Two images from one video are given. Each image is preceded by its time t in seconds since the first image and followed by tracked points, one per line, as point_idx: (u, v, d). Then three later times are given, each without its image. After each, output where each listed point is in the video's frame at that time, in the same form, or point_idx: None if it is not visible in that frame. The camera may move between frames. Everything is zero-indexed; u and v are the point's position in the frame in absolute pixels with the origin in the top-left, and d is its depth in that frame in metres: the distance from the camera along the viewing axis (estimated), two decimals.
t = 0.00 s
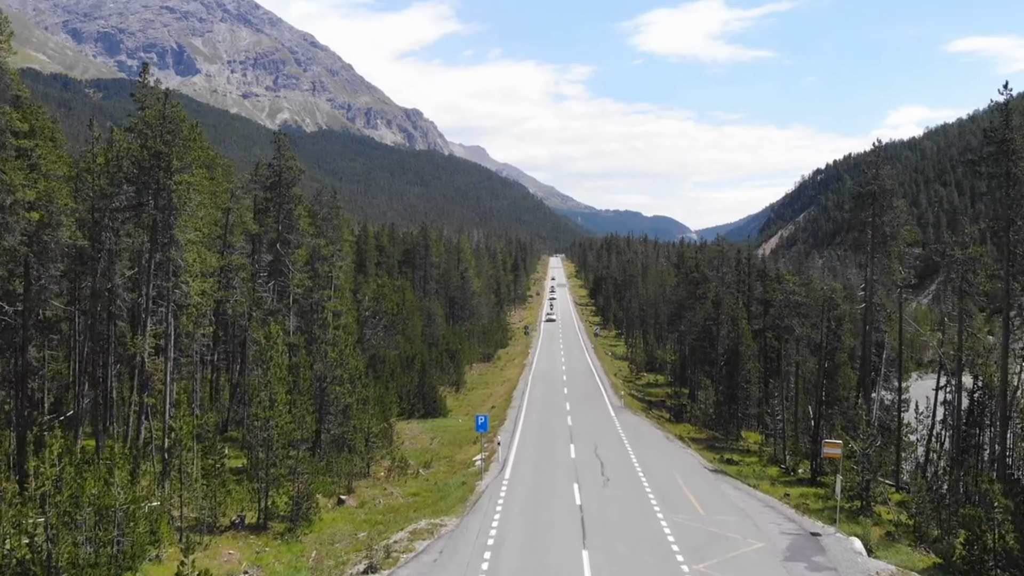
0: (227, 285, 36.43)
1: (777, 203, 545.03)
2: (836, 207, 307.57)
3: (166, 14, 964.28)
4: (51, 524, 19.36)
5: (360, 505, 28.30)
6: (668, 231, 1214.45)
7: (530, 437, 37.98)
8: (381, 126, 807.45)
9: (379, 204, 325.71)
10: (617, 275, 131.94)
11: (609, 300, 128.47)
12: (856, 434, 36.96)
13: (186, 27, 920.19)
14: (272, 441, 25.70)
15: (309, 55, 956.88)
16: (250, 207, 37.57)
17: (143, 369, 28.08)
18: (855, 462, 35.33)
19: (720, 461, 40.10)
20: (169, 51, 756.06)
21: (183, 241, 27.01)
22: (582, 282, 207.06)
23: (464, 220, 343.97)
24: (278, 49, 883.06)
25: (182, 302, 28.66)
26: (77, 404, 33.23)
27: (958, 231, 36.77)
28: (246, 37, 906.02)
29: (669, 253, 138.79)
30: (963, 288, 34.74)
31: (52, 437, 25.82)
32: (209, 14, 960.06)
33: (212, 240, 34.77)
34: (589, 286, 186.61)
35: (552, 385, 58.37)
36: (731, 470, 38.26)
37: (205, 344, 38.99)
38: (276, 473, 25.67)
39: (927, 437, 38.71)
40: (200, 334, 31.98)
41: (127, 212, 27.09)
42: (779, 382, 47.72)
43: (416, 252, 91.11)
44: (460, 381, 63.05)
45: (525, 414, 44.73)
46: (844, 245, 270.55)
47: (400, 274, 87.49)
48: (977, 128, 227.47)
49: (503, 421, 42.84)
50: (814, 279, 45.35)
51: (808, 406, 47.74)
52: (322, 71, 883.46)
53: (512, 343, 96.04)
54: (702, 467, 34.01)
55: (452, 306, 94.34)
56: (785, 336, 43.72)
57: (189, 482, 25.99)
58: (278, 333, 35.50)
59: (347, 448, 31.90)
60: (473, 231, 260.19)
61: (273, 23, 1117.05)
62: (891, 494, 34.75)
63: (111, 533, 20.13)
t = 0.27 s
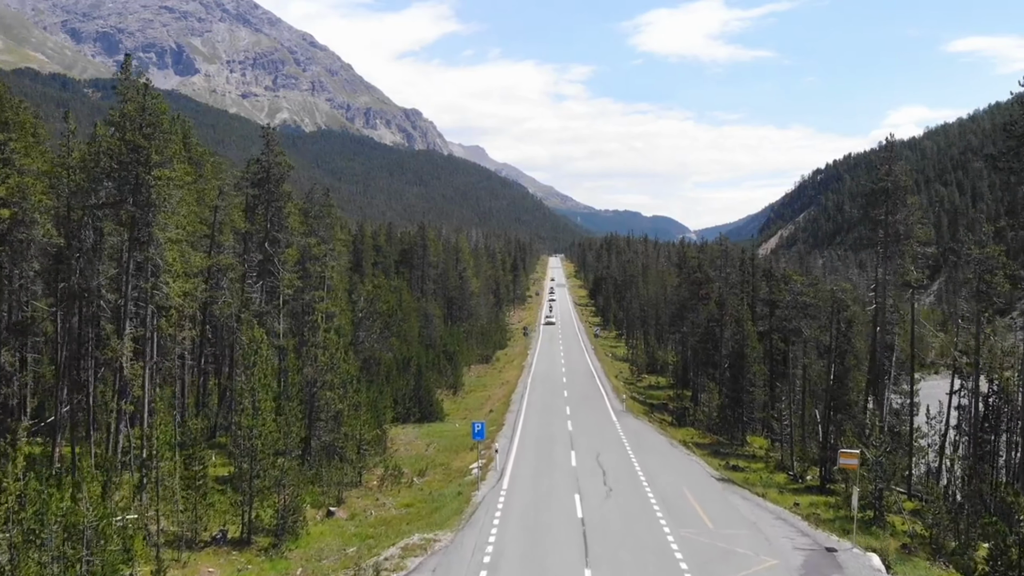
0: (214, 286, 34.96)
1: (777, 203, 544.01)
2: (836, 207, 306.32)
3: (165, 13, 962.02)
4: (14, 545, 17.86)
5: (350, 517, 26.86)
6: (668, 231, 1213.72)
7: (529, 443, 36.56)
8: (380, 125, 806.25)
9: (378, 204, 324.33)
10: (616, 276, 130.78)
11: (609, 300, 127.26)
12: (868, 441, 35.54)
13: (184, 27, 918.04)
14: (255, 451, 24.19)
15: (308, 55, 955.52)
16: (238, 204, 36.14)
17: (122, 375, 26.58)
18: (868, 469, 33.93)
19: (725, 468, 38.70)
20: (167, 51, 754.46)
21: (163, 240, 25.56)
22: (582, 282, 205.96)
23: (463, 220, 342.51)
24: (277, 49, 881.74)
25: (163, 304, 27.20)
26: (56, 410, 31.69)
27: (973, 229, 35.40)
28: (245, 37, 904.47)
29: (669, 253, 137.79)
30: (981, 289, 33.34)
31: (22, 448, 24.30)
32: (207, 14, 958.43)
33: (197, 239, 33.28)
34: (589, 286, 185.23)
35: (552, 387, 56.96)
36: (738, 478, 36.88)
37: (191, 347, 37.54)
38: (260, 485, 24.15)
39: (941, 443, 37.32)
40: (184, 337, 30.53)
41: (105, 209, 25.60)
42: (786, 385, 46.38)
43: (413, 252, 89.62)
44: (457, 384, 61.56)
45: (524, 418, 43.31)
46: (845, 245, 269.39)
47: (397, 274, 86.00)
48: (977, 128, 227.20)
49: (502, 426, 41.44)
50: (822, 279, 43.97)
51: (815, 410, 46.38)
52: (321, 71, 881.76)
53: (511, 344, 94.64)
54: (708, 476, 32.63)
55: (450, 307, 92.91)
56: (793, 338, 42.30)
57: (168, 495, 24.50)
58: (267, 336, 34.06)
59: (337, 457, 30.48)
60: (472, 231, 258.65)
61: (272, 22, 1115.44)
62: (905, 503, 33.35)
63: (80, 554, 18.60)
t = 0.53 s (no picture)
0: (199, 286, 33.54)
1: (776, 203, 543.14)
2: (836, 207, 305.18)
3: (163, 13, 959.55)
4: None
5: (339, 531, 25.45)
6: (667, 231, 1213.61)
7: (527, 450, 35.19)
8: (379, 126, 805.16)
9: (378, 204, 323.04)
10: (616, 275, 129.83)
11: (609, 300, 126.21)
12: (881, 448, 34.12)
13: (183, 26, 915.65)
14: (238, 462, 22.81)
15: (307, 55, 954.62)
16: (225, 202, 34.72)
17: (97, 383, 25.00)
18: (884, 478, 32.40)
19: (731, 475, 37.38)
20: (166, 52, 753.58)
21: (139, 241, 24.08)
22: (581, 282, 205.07)
23: (462, 220, 340.98)
24: (276, 49, 880.83)
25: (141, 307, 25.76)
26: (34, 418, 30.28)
27: (991, 228, 34.03)
28: (244, 37, 903.93)
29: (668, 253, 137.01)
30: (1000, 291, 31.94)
31: None
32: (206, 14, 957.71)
33: (181, 238, 31.87)
34: (588, 287, 183.79)
35: (552, 390, 55.63)
36: (745, 485, 35.59)
37: (176, 350, 36.11)
38: (242, 498, 22.76)
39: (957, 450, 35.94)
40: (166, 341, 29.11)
41: (78, 208, 24.14)
42: (793, 389, 45.04)
43: (410, 252, 88.09)
44: (455, 386, 60.27)
45: (523, 423, 42.00)
46: (845, 245, 268.25)
47: (394, 275, 84.48)
48: (977, 128, 227.00)
49: (500, 432, 40.07)
50: (831, 279, 42.60)
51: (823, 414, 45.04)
52: (320, 71, 879.75)
53: (510, 345, 93.39)
54: (715, 484, 31.27)
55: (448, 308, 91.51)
56: (800, 340, 40.99)
57: (144, 509, 23.11)
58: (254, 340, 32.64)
59: (327, 465, 29.12)
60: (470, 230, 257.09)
61: (271, 22, 1114.65)
62: (922, 514, 31.89)
63: None
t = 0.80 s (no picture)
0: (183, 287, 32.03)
1: (773, 204, 545.80)
2: (837, 206, 303.96)
3: (162, 12, 957.52)
4: None
5: (328, 546, 24.06)
6: (667, 231, 1212.61)
7: (527, 458, 33.78)
8: (378, 125, 803.68)
9: (376, 204, 321.51)
10: (616, 275, 128.55)
11: (609, 301, 124.96)
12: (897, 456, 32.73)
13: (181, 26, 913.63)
14: (217, 475, 21.19)
15: (306, 54, 952.77)
16: (211, 199, 33.21)
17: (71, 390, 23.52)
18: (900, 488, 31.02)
19: (738, 483, 36.03)
20: (165, 51, 751.76)
21: (116, 239, 22.72)
22: (581, 283, 203.82)
23: (461, 220, 339.46)
24: (274, 48, 878.48)
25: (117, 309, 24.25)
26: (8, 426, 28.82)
27: (1010, 227, 32.60)
28: (242, 37, 901.78)
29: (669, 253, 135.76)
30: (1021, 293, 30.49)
31: None
32: (204, 13, 955.53)
33: (163, 236, 30.35)
34: (588, 287, 182.35)
35: (552, 393, 54.24)
36: (753, 494, 34.23)
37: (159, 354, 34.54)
38: (223, 513, 21.19)
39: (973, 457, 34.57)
40: (146, 345, 27.61)
41: (49, 204, 22.70)
42: (801, 392, 43.60)
43: (408, 252, 86.59)
44: (453, 389, 58.87)
45: (523, 428, 40.59)
46: (846, 245, 267.02)
47: (391, 275, 82.98)
48: (978, 128, 225.94)
49: (498, 437, 38.60)
50: (840, 279, 41.18)
51: (833, 419, 43.62)
52: (319, 70, 877.74)
53: (509, 346, 92.04)
54: (723, 493, 29.90)
55: (446, 308, 90.06)
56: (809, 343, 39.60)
57: (118, 524, 21.57)
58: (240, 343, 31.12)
59: (316, 475, 27.63)
60: (469, 230, 255.90)
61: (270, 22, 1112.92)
62: (939, 526, 30.52)
63: None
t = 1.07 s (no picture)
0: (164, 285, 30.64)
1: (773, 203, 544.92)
2: (837, 206, 302.99)
3: (161, 12, 956.62)
4: None
5: (315, 563, 22.65)
6: (667, 231, 1211.68)
7: (527, 466, 32.41)
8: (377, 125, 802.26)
9: (375, 203, 320.09)
10: (617, 275, 127.26)
11: (609, 301, 123.68)
12: (911, 464, 31.36)
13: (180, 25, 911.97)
14: (194, 489, 19.83)
15: (305, 54, 951.37)
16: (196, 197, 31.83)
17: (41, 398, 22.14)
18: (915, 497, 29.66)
19: (746, 491, 34.68)
20: (164, 51, 750.29)
21: (85, 236, 20.80)
22: (581, 283, 202.64)
23: (461, 219, 338.29)
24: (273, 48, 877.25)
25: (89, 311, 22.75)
26: None
27: None
28: (241, 36, 900.37)
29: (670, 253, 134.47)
30: None
31: None
32: (203, 13, 953.97)
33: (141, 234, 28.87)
34: (588, 288, 181.20)
35: (552, 396, 52.87)
36: (762, 503, 32.88)
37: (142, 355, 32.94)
38: (200, 530, 19.74)
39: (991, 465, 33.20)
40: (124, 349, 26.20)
41: (16, 200, 21.28)
42: (809, 396, 42.31)
43: (406, 251, 85.06)
44: (451, 391, 57.51)
45: (522, 433, 39.22)
46: (846, 245, 266.05)
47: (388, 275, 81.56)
48: (980, 128, 224.77)
49: (496, 443, 37.24)
50: (850, 280, 39.87)
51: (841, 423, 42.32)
52: (318, 70, 876.47)
53: (508, 347, 90.71)
54: (732, 504, 28.55)
55: (444, 309, 88.69)
56: (819, 345, 38.23)
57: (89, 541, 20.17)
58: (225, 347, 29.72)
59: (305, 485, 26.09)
60: (469, 230, 254.72)
61: (268, 22, 1111.33)
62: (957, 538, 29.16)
63: None
